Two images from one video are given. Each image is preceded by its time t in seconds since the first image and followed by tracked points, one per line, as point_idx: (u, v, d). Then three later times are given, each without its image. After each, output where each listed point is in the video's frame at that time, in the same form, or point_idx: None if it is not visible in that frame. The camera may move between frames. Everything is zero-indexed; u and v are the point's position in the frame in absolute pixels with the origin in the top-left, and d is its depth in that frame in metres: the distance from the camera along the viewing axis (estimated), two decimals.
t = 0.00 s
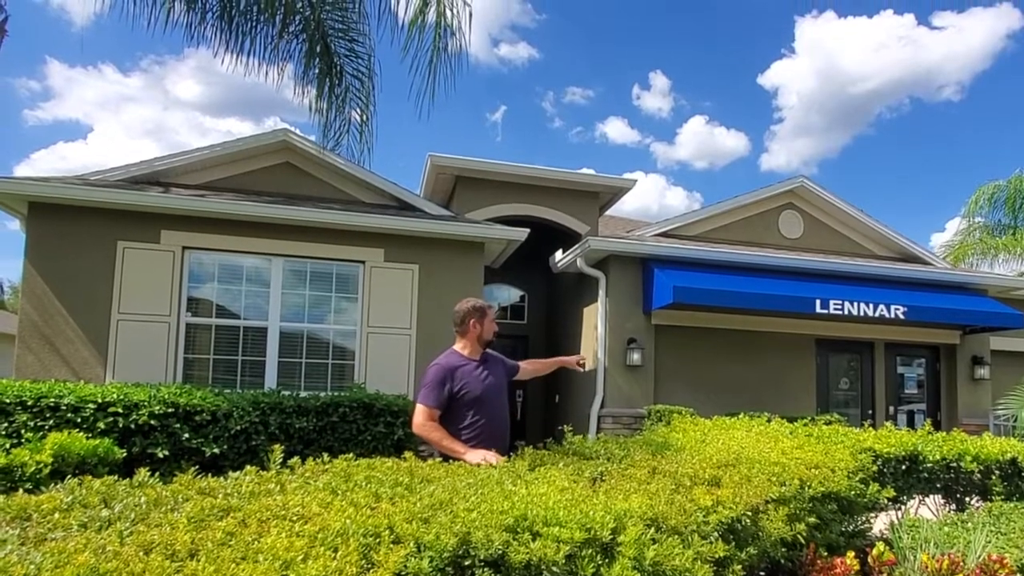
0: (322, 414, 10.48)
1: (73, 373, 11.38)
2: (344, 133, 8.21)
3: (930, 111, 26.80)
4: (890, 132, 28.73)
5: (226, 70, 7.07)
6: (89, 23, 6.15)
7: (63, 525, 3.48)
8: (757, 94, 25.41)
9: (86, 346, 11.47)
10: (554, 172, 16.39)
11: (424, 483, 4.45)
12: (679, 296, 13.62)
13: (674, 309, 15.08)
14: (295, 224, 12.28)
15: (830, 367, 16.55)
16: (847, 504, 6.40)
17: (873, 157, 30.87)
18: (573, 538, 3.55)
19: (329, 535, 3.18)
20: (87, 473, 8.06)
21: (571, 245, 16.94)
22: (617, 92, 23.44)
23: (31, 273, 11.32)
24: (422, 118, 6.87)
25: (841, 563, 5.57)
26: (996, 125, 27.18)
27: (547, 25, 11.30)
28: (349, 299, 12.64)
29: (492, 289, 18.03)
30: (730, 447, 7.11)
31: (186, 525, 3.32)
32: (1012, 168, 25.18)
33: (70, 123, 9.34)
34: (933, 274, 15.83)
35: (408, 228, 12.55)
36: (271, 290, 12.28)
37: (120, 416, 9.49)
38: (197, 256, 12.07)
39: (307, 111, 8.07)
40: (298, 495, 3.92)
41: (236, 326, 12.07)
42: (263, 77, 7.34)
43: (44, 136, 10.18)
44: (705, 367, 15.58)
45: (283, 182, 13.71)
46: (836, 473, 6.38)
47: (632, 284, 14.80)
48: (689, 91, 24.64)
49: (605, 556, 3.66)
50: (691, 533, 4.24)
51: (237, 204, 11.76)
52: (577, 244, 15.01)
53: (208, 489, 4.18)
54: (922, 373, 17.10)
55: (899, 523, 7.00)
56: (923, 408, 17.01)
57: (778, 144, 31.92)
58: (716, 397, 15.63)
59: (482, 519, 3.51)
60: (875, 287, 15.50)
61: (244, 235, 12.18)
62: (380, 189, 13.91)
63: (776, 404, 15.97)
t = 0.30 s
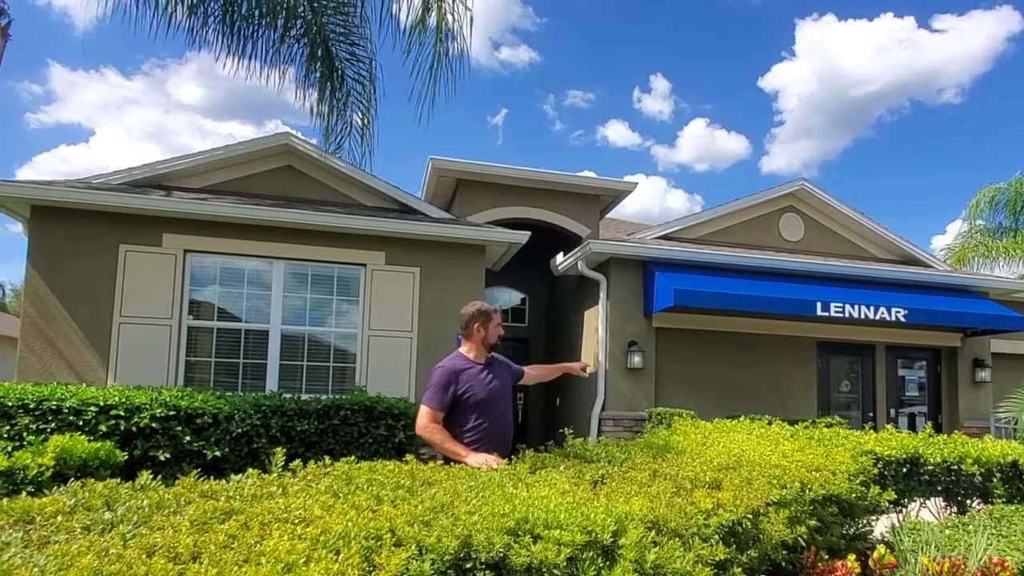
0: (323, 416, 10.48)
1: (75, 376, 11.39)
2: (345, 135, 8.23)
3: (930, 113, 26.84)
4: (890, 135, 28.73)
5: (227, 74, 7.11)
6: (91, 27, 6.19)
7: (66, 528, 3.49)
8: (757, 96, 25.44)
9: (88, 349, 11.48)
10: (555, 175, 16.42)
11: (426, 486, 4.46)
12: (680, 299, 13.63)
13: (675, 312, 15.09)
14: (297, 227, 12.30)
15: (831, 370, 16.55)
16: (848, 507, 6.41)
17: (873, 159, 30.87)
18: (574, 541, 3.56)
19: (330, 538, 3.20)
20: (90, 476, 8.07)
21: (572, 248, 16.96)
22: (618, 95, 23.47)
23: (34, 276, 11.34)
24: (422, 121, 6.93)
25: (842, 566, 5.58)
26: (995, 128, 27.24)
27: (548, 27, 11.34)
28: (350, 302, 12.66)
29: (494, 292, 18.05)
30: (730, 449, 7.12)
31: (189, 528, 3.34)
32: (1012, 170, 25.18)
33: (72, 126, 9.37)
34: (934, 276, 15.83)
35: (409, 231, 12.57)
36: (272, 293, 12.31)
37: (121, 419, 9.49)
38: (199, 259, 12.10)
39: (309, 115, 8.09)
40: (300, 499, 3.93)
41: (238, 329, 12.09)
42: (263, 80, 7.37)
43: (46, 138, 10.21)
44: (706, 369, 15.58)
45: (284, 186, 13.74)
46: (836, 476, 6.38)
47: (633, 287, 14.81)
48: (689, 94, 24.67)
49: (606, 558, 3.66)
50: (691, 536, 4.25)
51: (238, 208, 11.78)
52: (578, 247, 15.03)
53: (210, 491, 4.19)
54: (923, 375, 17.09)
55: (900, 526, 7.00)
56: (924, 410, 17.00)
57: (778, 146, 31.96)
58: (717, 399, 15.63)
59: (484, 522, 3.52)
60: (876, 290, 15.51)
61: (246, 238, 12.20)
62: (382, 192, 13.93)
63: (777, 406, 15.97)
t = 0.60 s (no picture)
0: (324, 419, 10.49)
1: (77, 379, 11.42)
2: (347, 139, 8.79)
3: (930, 116, 26.86)
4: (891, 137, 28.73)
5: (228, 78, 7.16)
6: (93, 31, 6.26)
7: (69, 531, 3.51)
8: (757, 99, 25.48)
9: (90, 352, 11.50)
10: (556, 178, 16.44)
11: (427, 488, 4.47)
12: (681, 302, 13.63)
13: (676, 315, 15.11)
14: (297, 230, 12.32)
15: (832, 373, 16.55)
16: (849, 510, 6.42)
17: (873, 162, 30.87)
18: (575, 544, 3.56)
19: (332, 541, 3.21)
20: (91, 479, 8.08)
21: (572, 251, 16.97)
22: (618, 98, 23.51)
23: (36, 279, 11.37)
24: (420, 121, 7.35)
25: (843, 569, 5.58)
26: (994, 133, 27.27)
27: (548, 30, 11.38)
28: (351, 305, 12.68)
29: (494, 295, 18.07)
30: (731, 452, 7.13)
31: (191, 531, 3.35)
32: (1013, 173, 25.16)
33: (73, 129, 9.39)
34: (935, 279, 15.83)
35: (409, 234, 12.59)
36: (274, 296, 12.33)
37: (123, 422, 9.51)
38: (200, 262, 12.12)
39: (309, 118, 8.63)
40: (301, 502, 3.94)
41: (239, 332, 12.11)
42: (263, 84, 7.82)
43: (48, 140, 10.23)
44: (707, 372, 15.59)
45: (285, 189, 13.77)
46: (837, 479, 6.39)
47: (634, 290, 14.83)
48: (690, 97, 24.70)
49: (607, 562, 3.67)
50: (691, 539, 4.25)
51: (239, 211, 11.80)
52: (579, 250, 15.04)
53: (212, 495, 4.21)
54: (924, 378, 17.08)
55: (901, 529, 7.01)
56: (925, 413, 16.99)
57: (778, 149, 31.99)
58: (718, 402, 15.63)
59: (485, 525, 3.53)
60: (877, 292, 15.50)
61: (247, 241, 12.23)
62: (382, 195, 13.95)
63: (778, 409, 15.97)
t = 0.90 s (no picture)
0: (325, 425, 10.49)
1: (78, 385, 11.43)
2: (348, 147, 9.17)
3: (930, 122, 26.89)
4: (891, 143, 28.75)
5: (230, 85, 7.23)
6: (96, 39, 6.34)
7: (70, 537, 3.51)
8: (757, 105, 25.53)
9: (92, 358, 11.52)
10: (556, 185, 16.46)
11: (428, 495, 4.48)
12: (682, 308, 13.64)
13: (677, 321, 15.11)
14: (299, 237, 12.34)
15: (833, 378, 16.54)
16: (851, 516, 6.42)
17: (874, 168, 30.88)
18: (577, 550, 3.57)
19: (333, 547, 3.21)
20: (92, 485, 8.08)
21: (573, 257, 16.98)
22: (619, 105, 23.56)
23: (38, 285, 11.40)
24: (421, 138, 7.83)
25: None
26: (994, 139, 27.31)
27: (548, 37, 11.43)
28: (352, 310, 12.69)
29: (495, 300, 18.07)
30: (732, 458, 7.12)
31: (192, 538, 3.36)
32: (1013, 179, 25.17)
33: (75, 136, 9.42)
34: (936, 285, 15.82)
35: (410, 240, 12.60)
36: (275, 302, 12.34)
37: (124, 428, 9.52)
38: (202, 269, 12.14)
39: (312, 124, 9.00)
40: (303, 507, 3.95)
41: (240, 338, 12.12)
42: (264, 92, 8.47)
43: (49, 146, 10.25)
44: (708, 378, 15.58)
45: (287, 196, 13.79)
46: (839, 485, 6.39)
47: (635, 295, 14.84)
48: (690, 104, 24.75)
49: (608, 568, 3.67)
50: (693, 545, 4.25)
51: (241, 218, 11.83)
52: (580, 256, 15.05)
53: (214, 501, 4.21)
54: (925, 384, 17.06)
55: (903, 535, 7.00)
56: (926, 419, 16.96)
57: (779, 155, 32.03)
58: (719, 408, 15.62)
59: (486, 531, 3.54)
60: (878, 298, 15.50)
61: (248, 248, 12.25)
62: (383, 201, 13.97)
63: (779, 415, 15.95)
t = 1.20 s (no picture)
0: (326, 432, 10.48)
1: (80, 392, 11.45)
2: (350, 155, 9.40)
3: (930, 130, 26.96)
4: (892, 150, 28.79)
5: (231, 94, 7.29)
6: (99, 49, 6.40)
7: (72, 544, 3.52)
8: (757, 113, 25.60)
9: (94, 365, 11.54)
10: (558, 192, 16.50)
11: (430, 502, 4.48)
12: (683, 315, 13.65)
13: (678, 328, 15.11)
14: (301, 244, 12.37)
15: (835, 385, 16.52)
16: (853, 523, 6.41)
17: (875, 175, 30.91)
18: (578, 558, 3.57)
19: (335, 555, 3.21)
20: (93, 492, 8.08)
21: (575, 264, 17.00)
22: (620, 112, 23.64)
23: (41, 293, 11.43)
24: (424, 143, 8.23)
25: None
26: (993, 147, 27.39)
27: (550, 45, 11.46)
28: (354, 318, 12.71)
29: (497, 308, 18.09)
30: (734, 465, 7.12)
31: (194, 545, 3.36)
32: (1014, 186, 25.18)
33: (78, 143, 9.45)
34: (937, 292, 15.83)
35: (412, 248, 12.63)
36: (277, 309, 12.36)
37: (126, 435, 9.52)
38: (204, 276, 12.17)
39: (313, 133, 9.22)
40: (305, 514, 3.96)
41: (242, 345, 12.14)
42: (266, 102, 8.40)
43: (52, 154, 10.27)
44: (709, 385, 15.57)
45: (289, 204, 13.84)
46: (841, 492, 6.39)
47: (636, 302, 14.84)
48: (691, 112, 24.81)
49: None
50: (695, 552, 4.24)
51: (243, 225, 11.87)
52: (581, 263, 15.08)
53: (215, 508, 4.21)
54: (927, 391, 17.03)
55: (905, 543, 7.00)
56: (928, 426, 16.93)
57: (780, 162, 32.09)
58: (721, 415, 15.60)
59: (487, 538, 3.55)
60: (880, 305, 15.50)
61: (251, 255, 12.28)
62: (385, 209, 14.00)
63: (781, 422, 15.93)
